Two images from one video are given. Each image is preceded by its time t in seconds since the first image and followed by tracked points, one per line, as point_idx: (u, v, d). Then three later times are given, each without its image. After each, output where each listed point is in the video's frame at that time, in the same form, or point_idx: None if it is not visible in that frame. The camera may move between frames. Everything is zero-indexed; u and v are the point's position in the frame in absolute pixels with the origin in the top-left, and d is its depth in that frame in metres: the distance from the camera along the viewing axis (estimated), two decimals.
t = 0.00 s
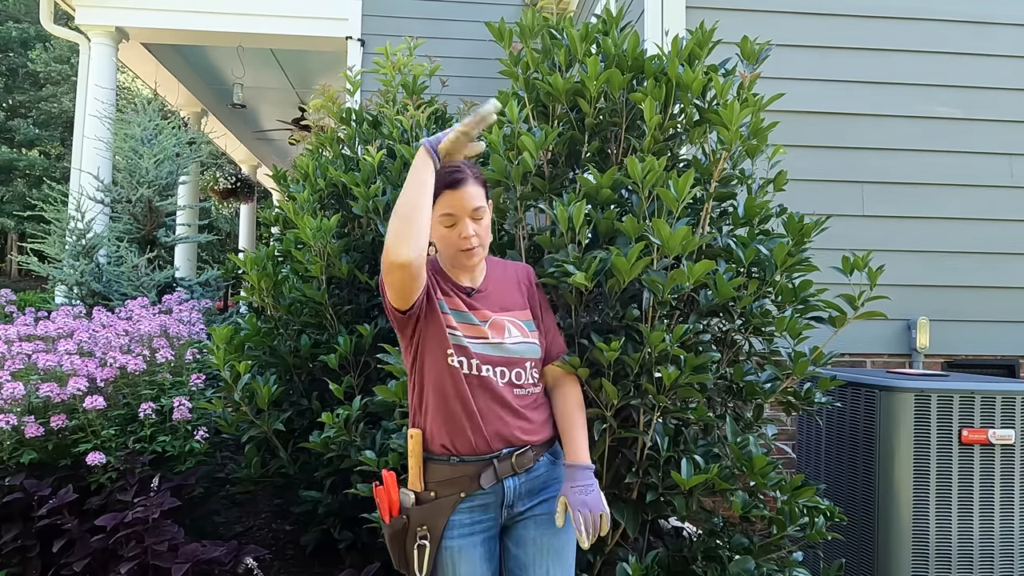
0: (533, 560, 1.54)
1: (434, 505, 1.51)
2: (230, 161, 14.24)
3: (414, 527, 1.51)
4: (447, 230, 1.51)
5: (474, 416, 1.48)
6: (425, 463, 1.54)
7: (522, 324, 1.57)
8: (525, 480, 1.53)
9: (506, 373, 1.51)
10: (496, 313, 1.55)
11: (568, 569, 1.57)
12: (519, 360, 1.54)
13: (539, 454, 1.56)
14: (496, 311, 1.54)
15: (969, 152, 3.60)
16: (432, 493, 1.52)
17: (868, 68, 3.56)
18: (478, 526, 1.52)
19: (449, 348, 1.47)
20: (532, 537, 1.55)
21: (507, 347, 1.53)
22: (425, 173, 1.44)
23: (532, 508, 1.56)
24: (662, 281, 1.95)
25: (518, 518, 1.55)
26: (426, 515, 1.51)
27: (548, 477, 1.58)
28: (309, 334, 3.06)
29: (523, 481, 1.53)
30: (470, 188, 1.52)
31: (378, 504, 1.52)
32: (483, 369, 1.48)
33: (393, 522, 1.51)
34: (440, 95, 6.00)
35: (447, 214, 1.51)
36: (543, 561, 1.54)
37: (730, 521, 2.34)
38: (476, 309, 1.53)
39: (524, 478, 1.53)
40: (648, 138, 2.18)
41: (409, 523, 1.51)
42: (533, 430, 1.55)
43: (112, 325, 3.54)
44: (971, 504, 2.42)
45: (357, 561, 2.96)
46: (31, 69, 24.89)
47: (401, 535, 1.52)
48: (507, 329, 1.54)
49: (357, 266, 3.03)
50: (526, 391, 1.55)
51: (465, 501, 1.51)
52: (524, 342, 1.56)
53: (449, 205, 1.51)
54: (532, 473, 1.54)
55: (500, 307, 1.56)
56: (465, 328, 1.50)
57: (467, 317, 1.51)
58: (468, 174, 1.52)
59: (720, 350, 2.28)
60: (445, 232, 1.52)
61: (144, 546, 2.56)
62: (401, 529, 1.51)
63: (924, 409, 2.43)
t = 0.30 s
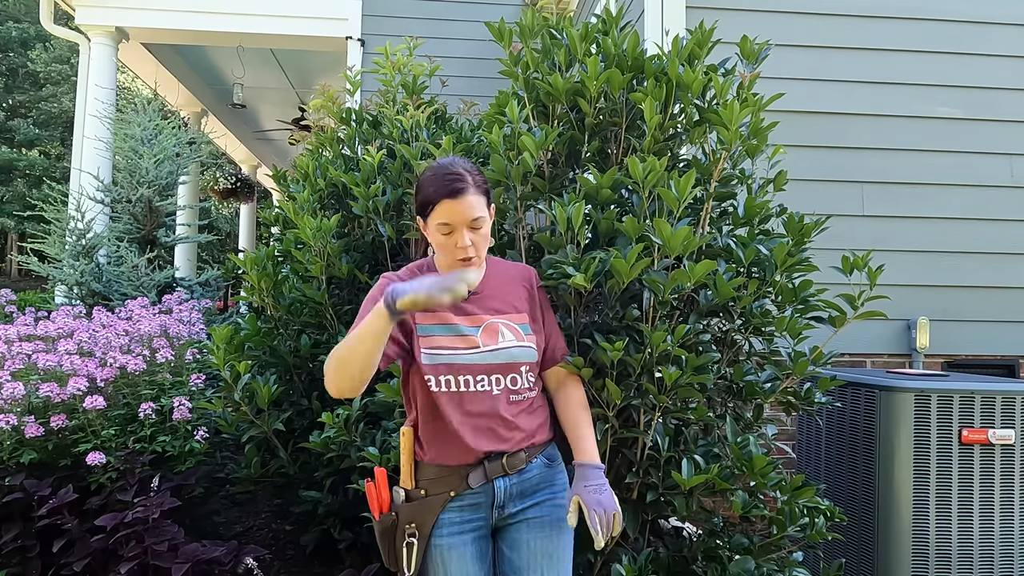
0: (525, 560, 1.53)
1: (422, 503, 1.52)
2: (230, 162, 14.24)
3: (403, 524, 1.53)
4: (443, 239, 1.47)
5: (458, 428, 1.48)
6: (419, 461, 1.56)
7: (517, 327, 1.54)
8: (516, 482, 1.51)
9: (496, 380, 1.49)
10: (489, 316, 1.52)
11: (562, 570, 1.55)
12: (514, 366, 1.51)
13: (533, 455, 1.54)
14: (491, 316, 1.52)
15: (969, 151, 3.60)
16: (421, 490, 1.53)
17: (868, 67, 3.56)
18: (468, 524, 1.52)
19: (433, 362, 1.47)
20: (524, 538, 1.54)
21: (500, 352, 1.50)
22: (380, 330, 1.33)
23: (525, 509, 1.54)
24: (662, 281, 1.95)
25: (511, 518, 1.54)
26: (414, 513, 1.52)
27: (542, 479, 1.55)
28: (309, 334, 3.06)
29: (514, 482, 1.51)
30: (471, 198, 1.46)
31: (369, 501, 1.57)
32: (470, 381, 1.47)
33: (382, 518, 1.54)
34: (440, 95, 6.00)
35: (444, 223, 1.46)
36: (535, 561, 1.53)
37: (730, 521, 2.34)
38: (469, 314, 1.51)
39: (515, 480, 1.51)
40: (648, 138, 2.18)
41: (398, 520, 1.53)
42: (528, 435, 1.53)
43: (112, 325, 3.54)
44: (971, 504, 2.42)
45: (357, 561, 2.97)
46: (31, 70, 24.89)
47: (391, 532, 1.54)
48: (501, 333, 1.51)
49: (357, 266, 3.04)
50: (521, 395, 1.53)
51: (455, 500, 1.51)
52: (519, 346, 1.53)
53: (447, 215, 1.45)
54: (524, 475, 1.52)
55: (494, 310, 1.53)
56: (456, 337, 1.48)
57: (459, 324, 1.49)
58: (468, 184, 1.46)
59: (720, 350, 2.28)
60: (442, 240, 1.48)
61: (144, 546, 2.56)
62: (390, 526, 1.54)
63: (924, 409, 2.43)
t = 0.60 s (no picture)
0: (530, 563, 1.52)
1: (424, 505, 1.53)
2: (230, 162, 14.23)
3: (404, 527, 1.53)
4: (443, 231, 1.46)
5: (456, 444, 1.50)
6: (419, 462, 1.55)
7: (511, 334, 1.50)
8: (517, 484, 1.52)
9: (489, 392, 1.49)
10: (480, 326, 1.50)
11: (570, 573, 1.53)
12: (506, 376, 1.49)
13: (534, 458, 1.55)
14: (483, 323, 1.50)
15: (969, 151, 3.60)
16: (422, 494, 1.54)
17: (868, 67, 3.56)
18: (469, 527, 1.53)
19: (423, 373, 1.49)
20: (528, 540, 1.53)
21: (492, 363, 1.49)
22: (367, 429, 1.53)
23: (527, 511, 1.54)
24: (661, 281, 1.95)
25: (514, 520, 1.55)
26: (415, 515, 1.53)
27: (544, 480, 1.56)
28: (309, 334, 3.06)
29: (515, 485, 1.52)
30: (471, 190, 1.46)
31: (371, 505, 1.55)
32: (462, 394, 1.48)
33: (385, 521, 1.54)
34: (440, 95, 6.00)
35: (444, 215, 1.45)
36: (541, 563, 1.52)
37: (730, 521, 2.34)
38: (461, 326, 1.50)
39: (516, 483, 1.52)
40: (648, 138, 2.18)
41: (400, 523, 1.54)
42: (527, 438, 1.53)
43: (112, 325, 3.54)
44: (971, 504, 2.42)
45: (357, 561, 2.97)
46: (32, 70, 24.89)
47: (393, 534, 1.54)
48: (493, 342, 1.49)
49: (357, 266, 3.04)
50: (518, 402, 1.52)
51: (457, 502, 1.52)
52: (513, 355, 1.50)
53: (449, 204, 1.45)
54: (525, 478, 1.53)
55: (486, 317, 1.51)
56: (447, 347, 1.49)
57: (450, 333, 1.50)
58: (469, 175, 1.46)
59: (720, 350, 2.28)
60: (442, 233, 1.46)
61: (144, 546, 2.56)
62: (392, 529, 1.54)
63: (924, 409, 2.43)
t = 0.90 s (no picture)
0: None
1: (429, 504, 1.50)
2: (230, 161, 14.23)
3: (410, 522, 1.53)
4: (463, 226, 1.39)
5: (458, 449, 1.45)
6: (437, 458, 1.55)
7: (524, 345, 1.38)
8: (521, 499, 1.42)
9: (494, 402, 1.39)
10: (493, 332, 1.40)
11: None
12: (512, 388, 1.38)
13: (542, 474, 1.42)
14: (495, 331, 1.40)
15: (969, 151, 3.60)
16: (432, 493, 1.51)
17: (868, 67, 3.56)
18: (472, 534, 1.47)
19: (431, 374, 1.43)
20: (531, 557, 1.44)
21: (499, 372, 1.38)
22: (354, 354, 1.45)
23: (533, 528, 1.44)
24: (660, 282, 1.97)
25: (518, 535, 1.45)
26: (421, 513, 1.51)
27: (552, 499, 1.43)
28: (309, 334, 3.06)
29: (519, 499, 1.42)
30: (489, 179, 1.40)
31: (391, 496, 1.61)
32: (466, 400, 1.41)
33: (397, 514, 1.56)
34: (440, 95, 6.00)
35: (462, 207, 1.39)
36: None
37: (730, 521, 2.34)
38: (472, 331, 1.41)
39: (519, 498, 1.42)
40: (648, 138, 2.18)
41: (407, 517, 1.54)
42: (532, 453, 1.42)
43: (112, 325, 3.54)
44: (971, 504, 2.42)
45: (357, 561, 2.97)
46: (32, 70, 24.89)
47: (403, 527, 1.55)
48: (502, 351, 1.38)
49: (357, 266, 3.05)
50: (526, 416, 1.40)
51: (462, 507, 1.47)
52: (523, 367, 1.37)
53: (468, 194, 1.38)
54: (530, 494, 1.42)
55: (500, 324, 1.40)
56: (455, 351, 1.41)
57: (460, 338, 1.41)
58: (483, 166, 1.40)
59: (720, 350, 2.28)
60: (462, 227, 1.39)
61: (144, 546, 2.56)
62: (402, 522, 1.55)
63: (924, 409, 2.43)
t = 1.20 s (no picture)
0: None
1: (473, 507, 1.55)
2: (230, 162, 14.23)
3: (454, 521, 1.58)
4: (516, 232, 1.44)
5: (511, 457, 1.47)
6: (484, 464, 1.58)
7: (585, 349, 1.41)
8: (567, 515, 1.45)
9: (551, 407, 1.42)
10: (555, 335, 1.44)
11: None
12: (571, 392, 1.40)
13: (593, 491, 1.44)
14: (556, 333, 1.44)
15: (969, 151, 3.60)
16: (476, 496, 1.56)
17: (868, 68, 3.57)
18: (515, 542, 1.51)
19: (490, 375, 1.48)
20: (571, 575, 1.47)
21: (557, 375, 1.41)
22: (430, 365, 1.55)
23: (577, 545, 1.46)
24: (663, 281, 1.99)
25: (562, 550, 1.48)
26: (465, 514, 1.57)
27: (600, 519, 1.45)
28: (310, 334, 3.07)
29: (565, 515, 1.45)
30: (539, 185, 1.43)
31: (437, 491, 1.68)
32: (521, 403, 1.44)
33: (441, 511, 1.63)
34: (440, 95, 6.00)
35: (515, 216, 1.43)
36: None
37: (731, 520, 2.30)
38: (534, 333, 1.45)
39: (566, 513, 1.45)
40: (648, 138, 2.18)
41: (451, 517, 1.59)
42: (583, 467, 1.43)
43: (112, 325, 3.54)
44: (971, 504, 2.42)
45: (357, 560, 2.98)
46: (32, 70, 24.90)
47: (446, 524, 1.62)
48: (563, 353, 1.42)
49: (357, 266, 3.05)
50: (583, 426, 1.41)
51: (506, 514, 1.51)
52: (581, 372, 1.40)
53: (517, 201, 1.42)
54: (577, 511, 1.44)
55: (562, 327, 1.44)
56: (516, 352, 1.45)
57: (521, 339, 1.46)
58: (534, 172, 1.43)
59: (720, 350, 2.28)
60: (516, 235, 1.44)
61: (144, 546, 2.56)
62: (445, 519, 1.62)
63: (924, 409, 2.43)
